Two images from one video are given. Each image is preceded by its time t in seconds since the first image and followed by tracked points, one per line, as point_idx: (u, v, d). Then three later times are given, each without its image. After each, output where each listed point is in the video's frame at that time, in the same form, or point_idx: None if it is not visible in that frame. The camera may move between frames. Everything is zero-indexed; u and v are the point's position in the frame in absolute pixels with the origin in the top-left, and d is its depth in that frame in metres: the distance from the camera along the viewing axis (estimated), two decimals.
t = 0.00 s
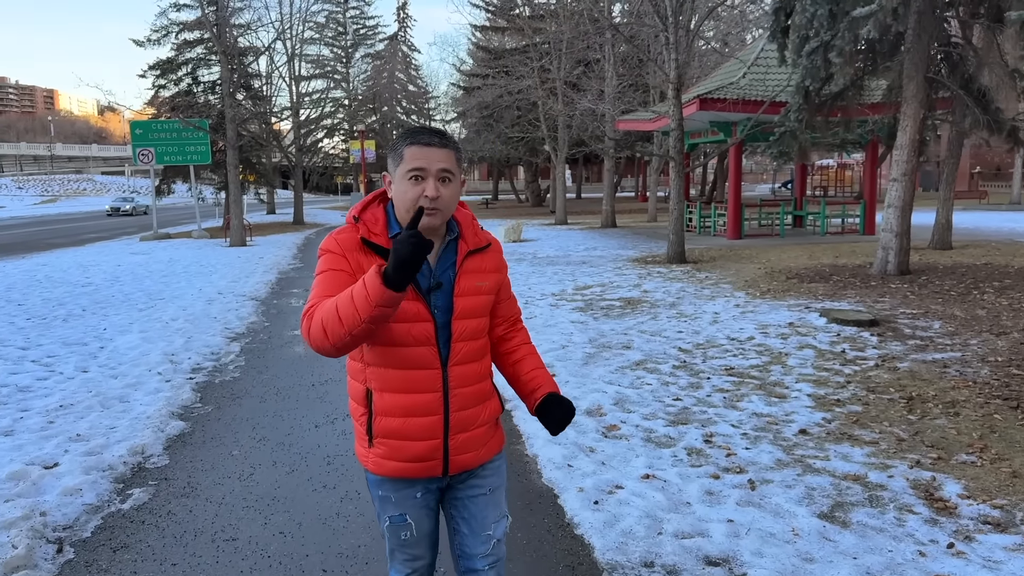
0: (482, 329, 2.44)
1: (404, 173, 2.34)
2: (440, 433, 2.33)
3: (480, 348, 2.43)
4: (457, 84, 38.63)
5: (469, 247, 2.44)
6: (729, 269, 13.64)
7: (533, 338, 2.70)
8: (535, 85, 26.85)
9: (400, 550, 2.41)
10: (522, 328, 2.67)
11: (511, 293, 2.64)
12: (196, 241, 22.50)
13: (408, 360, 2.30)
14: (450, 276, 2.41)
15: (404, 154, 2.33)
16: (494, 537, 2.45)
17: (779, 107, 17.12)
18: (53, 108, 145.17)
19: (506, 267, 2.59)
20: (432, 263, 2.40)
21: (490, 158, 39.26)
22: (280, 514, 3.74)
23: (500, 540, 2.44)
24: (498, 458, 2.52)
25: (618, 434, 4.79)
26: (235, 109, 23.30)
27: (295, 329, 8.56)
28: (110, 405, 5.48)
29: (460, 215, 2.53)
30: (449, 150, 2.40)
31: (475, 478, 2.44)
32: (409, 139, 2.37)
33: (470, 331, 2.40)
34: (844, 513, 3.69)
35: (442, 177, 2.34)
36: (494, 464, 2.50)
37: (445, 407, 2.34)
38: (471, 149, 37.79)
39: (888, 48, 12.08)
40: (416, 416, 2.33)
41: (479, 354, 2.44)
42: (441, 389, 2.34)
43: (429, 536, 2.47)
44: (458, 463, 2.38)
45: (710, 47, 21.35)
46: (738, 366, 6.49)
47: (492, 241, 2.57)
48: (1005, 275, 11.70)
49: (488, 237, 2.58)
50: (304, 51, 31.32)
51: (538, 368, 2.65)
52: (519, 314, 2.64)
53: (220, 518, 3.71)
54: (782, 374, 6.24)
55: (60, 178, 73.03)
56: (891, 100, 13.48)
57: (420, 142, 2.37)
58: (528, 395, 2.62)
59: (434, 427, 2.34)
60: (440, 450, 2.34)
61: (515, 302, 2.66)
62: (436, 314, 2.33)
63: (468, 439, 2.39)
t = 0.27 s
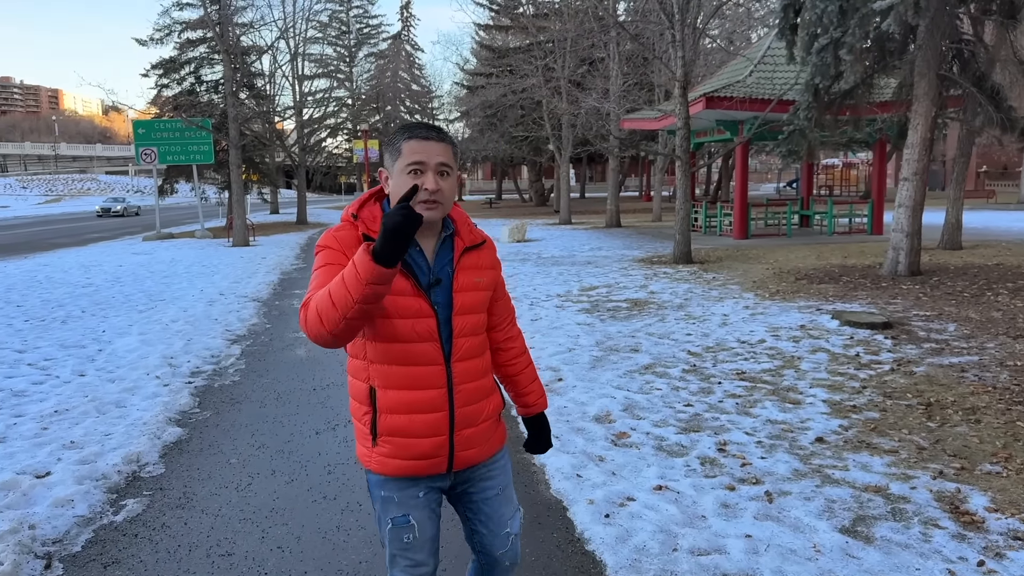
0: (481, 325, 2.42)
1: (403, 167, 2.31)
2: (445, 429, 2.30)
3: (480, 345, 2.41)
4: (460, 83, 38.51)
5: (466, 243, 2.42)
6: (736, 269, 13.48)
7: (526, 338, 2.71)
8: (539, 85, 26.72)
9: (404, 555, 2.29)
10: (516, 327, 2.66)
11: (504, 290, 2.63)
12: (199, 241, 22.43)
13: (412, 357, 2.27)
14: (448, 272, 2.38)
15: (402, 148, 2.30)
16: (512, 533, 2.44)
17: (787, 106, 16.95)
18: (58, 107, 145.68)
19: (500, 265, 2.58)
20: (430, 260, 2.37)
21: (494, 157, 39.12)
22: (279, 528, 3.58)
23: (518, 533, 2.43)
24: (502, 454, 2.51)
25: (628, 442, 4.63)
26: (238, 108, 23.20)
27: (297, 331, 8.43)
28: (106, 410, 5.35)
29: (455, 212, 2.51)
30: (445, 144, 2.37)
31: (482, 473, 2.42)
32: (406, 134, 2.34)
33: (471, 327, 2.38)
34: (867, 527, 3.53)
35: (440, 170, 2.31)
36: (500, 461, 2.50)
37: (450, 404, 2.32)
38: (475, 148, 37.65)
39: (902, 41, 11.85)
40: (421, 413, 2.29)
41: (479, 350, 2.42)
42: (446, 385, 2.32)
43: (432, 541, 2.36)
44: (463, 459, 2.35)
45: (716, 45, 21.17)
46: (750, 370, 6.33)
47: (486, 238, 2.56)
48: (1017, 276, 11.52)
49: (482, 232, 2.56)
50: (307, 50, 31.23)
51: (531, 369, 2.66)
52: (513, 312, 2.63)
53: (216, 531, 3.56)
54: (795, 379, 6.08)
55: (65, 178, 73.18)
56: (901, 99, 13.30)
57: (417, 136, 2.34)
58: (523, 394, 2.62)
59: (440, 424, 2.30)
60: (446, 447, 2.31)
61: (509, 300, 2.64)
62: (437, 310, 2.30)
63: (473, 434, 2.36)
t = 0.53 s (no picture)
0: (490, 329, 2.42)
1: (419, 167, 2.37)
2: (450, 430, 2.30)
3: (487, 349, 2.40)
4: (464, 79, 38.32)
5: (477, 247, 2.43)
6: (744, 267, 13.29)
7: (542, 347, 2.68)
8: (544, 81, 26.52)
9: (407, 551, 2.27)
10: (530, 335, 2.65)
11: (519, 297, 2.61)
12: (202, 238, 22.32)
13: (417, 359, 2.27)
14: (457, 276, 2.39)
15: (421, 148, 2.37)
16: (498, 529, 2.53)
17: (795, 101, 16.74)
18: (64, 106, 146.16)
19: (515, 271, 2.57)
20: (439, 264, 2.39)
21: (499, 154, 38.97)
22: (274, 538, 3.43)
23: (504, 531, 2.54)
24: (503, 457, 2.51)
25: (637, 446, 4.46)
26: (241, 105, 23.06)
27: (298, 330, 8.28)
28: (100, 412, 5.20)
29: (470, 218, 2.53)
30: (463, 147, 2.43)
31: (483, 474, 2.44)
32: (424, 135, 2.41)
33: (479, 330, 2.37)
34: (890, 539, 3.35)
35: (457, 170, 2.39)
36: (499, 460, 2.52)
37: (455, 405, 2.31)
38: (479, 146, 37.47)
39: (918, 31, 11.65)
40: (427, 414, 2.29)
41: (488, 354, 2.40)
42: (451, 387, 2.32)
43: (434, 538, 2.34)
44: (467, 460, 2.35)
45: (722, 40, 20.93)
46: (761, 371, 6.17)
47: (500, 243, 2.56)
48: None
49: (496, 238, 2.56)
50: (311, 47, 31.08)
51: (546, 377, 2.63)
52: (527, 319, 2.62)
53: (208, 541, 3.41)
54: (808, 381, 5.91)
55: (70, 175, 73.23)
56: (912, 94, 13.07)
57: (434, 137, 2.40)
58: (538, 402, 2.58)
59: (445, 424, 2.31)
60: (451, 447, 2.30)
61: (524, 306, 2.63)
62: (443, 314, 2.31)
63: (479, 436, 2.35)
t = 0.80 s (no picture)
0: (486, 327, 2.42)
1: (427, 161, 2.41)
2: (436, 422, 2.33)
3: (482, 346, 2.40)
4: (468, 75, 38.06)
5: (480, 246, 2.42)
6: (751, 264, 13.09)
7: (551, 349, 2.64)
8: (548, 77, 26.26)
9: (388, 537, 2.30)
10: (538, 335, 2.62)
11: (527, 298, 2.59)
12: (204, 235, 22.17)
13: (407, 349, 2.32)
14: (456, 272, 2.41)
15: (431, 142, 2.40)
16: (473, 526, 2.53)
17: (803, 96, 16.46)
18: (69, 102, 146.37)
19: (522, 272, 2.55)
20: (440, 259, 2.41)
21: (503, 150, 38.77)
22: (261, 555, 3.26)
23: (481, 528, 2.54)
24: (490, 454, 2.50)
25: (643, 455, 4.28)
26: (243, 100, 22.87)
27: (296, 330, 8.12)
28: (87, 417, 5.04)
29: (479, 216, 2.53)
30: (473, 145, 2.44)
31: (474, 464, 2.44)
32: (436, 130, 2.44)
33: (473, 326, 2.39)
34: (912, 558, 3.17)
35: (464, 166, 2.40)
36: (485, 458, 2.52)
37: (442, 398, 2.34)
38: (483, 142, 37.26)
39: (928, 24, 11.42)
40: (413, 404, 2.33)
41: (482, 351, 2.41)
42: (439, 379, 2.34)
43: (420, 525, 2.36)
44: (453, 453, 2.37)
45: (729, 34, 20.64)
46: (771, 374, 5.98)
47: (508, 243, 2.54)
48: None
49: (505, 238, 2.54)
50: (314, 43, 30.88)
51: (555, 379, 2.57)
52: (534, 319, 2.60)
53: (192, 557, 3.24)
54: (820, 385, 5.71)
55: (74, 172, 73.24)
56: (924, 89, 12.82)
57: (446, 133, 2.43)
58: (545, 401, 2.53)
59: (430, 415, 2.34)
60: (435, 439, 2.33)
61: (531, 307, 2.61)
62: (435, 308, 2.34)
63: (465, 432, 2.38)
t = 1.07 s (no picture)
0: (478, 319, 2.44)
1: (422, 147, 2.46)
2: (421, 412, 2.38)
3: (472, 338, 2.43)
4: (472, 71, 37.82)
5: (475, 238, 2.47)
6: (759, 262, 12.89)
7: (544, 350, 2.67)
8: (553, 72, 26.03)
9: (362, 530, 2.42)
10: (532, 334, 2.64)
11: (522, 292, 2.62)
12: (208, 232, 22.09)
13: (398, 335, 2.36)
14: (450, 262, 2.45)
15: (426, 129, 2.45)
16: (461, 528, 2.54)
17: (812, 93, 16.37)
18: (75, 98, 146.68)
19: (517, 267, 2.58)
20: (435, 248, 2.45)
21: (508, 146, 38.55)
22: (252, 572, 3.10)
23: (466, 531, 2.54)
24: (479, 456, 2.52)
25: (652, 463, 4.11)
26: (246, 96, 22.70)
27: (296, 329, 7.98)
28: (79, 421, 4.90)
29: (477, 209, 2.56)
30: (469, 132, 2.48)
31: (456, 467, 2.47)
32: (434, 118, 2.48)
33: (462, 318, 2.42)
34: None
35: (458, 152, 2.43)
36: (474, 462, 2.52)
37: (426, 389, 2.38)
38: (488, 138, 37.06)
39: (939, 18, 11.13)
40: (399, 392, 2.37)
41: (472, 344, 2.44)
42: (426, 368, 2.38)
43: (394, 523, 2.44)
44: (436, 447, 2.40)
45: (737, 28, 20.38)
46: (782, 377, 5.81)
47: (505, 238, 2.57)
48: None
49: (501, 232, 2.57)
50: (318, 38, 30.70)
51: (546, 380, 2.60)
52: (529, 317, 2.62)
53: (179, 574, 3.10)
54: (833, 388, 5.53)
55: (80, 169, 73.39)
56: (935, 83, 12.58)
57: (443, 121, 2.47)
58: (537, 404, 2.58)
59: (415, 405, 2.37)
60: (417, 429, 2.38)
61: (526, 304, 2.63)
62: (425, 296, 2.38)
63: (450, 424, 2.41)
